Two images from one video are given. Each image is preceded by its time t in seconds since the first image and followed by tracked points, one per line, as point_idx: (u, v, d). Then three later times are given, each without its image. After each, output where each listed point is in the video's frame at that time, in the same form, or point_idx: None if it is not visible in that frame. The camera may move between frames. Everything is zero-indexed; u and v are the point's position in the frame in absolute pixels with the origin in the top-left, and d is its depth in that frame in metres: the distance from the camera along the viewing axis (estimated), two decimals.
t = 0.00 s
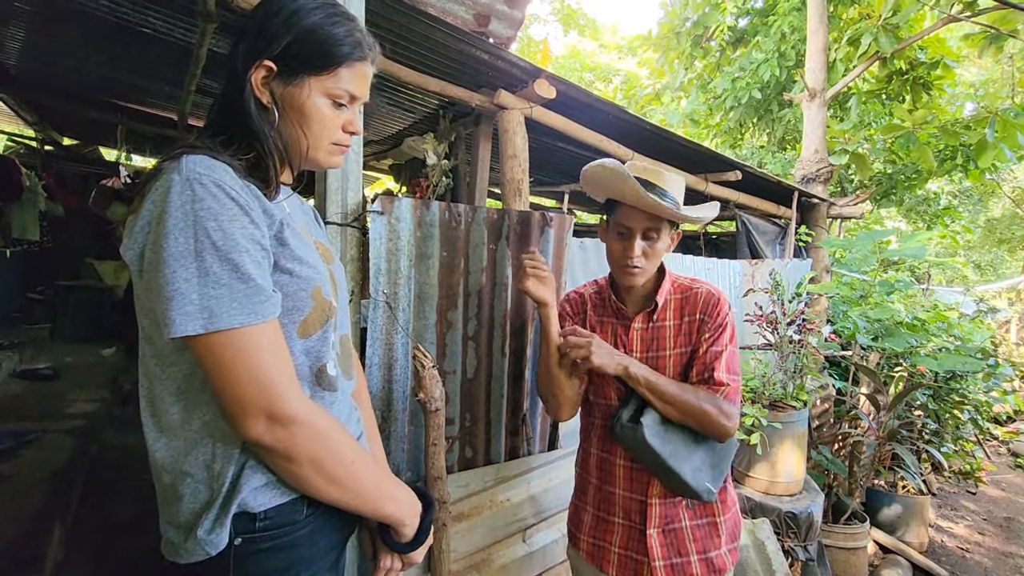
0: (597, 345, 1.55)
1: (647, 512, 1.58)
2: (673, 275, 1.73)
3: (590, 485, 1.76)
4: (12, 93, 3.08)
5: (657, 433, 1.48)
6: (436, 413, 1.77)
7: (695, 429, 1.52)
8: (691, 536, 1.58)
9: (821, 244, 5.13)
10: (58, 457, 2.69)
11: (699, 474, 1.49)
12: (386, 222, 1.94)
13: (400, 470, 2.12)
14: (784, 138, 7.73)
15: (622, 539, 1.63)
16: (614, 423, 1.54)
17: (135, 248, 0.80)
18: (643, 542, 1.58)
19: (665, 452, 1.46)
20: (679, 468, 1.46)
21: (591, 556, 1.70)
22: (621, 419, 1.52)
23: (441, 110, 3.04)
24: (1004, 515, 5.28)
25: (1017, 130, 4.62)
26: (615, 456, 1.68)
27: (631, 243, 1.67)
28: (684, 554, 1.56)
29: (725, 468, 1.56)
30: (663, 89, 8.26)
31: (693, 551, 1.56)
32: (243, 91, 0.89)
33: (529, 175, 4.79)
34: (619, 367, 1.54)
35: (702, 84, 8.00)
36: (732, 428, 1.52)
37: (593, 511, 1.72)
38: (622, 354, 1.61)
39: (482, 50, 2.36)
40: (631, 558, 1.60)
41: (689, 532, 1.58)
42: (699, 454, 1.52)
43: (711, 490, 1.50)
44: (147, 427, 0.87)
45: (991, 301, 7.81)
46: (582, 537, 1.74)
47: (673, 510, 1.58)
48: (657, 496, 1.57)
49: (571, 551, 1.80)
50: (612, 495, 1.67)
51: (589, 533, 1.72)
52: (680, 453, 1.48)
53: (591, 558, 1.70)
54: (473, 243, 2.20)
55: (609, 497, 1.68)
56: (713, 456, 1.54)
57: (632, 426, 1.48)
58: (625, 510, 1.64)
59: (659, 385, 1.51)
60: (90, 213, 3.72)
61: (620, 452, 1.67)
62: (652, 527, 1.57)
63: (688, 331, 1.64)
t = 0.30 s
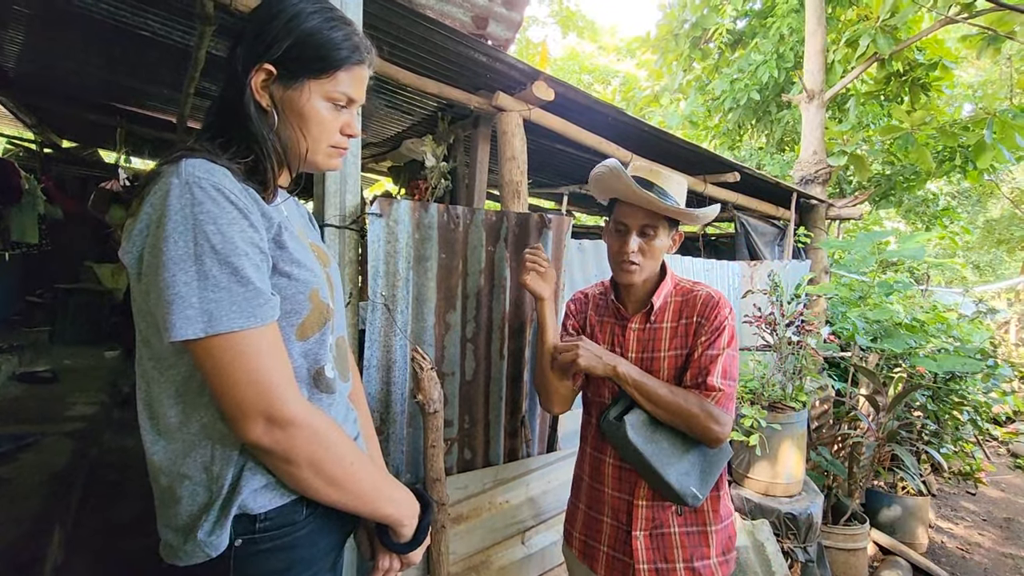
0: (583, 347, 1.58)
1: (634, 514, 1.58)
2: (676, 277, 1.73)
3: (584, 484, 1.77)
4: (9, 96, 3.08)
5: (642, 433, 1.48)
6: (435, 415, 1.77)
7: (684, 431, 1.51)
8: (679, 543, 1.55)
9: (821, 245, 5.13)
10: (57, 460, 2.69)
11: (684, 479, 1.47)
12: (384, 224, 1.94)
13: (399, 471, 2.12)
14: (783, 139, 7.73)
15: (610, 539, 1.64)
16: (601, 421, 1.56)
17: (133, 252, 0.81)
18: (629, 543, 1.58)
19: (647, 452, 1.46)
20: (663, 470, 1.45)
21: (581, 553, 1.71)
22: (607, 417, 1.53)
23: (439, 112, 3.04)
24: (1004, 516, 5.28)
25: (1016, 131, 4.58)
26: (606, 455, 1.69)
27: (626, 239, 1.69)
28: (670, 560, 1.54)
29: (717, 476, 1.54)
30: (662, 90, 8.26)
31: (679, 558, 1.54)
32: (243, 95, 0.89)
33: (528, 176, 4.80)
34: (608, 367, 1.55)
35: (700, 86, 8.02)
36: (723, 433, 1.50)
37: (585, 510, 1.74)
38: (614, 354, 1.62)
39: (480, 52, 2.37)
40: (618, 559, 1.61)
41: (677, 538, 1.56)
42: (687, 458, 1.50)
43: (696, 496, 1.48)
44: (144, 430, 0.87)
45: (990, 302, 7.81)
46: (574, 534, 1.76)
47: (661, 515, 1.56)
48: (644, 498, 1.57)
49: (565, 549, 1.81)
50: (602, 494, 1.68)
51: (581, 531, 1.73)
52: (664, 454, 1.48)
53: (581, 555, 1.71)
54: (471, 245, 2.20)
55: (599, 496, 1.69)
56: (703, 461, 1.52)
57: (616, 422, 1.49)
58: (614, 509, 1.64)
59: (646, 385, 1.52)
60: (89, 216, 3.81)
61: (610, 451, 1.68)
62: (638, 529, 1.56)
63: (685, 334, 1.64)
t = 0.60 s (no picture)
0: (589, 347, 1.57)
1: (645, 516, 1.58)
2: (668, 277, 1.73)
3: (590, 488, 1.76)
4: (9, 100, 3.09)
5: (649, 435, 1.49)
6: (433, 417, 1.77)
7: (691, 431, 1.51)
8: (691, 540, 1.57)
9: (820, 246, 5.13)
10: (56, 463, 2.69)
11: (694, 476, 1.48)
12: (383, 227, 1.95)
13: (398, 474, 2.12)
14: (783, 141, 7.74)
15: (621, 542, 1.63)
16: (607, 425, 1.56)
17: (132, 257, 0.81)
18: (641, 545, 1.58)
19: (655, 453, 1.47)
20: (673, 470, 1.46)
21: (591, 558, 1.70)
22: (613, 421, 1.53)
23: (438, 114, 3.04)
24: (1004, 517, 5.28)
25: (1013, 132, 4.65)
26: (613, 459, 1.68)
27: (643, 245, 1.64)
28: (682, 558, 1.56)
29: (724, 472, 1.54)
30: (661, 92, 8.28)
31: (691, 555, 1.55)
32: (241, 99, 0.90)
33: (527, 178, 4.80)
34: (613, 371, 1.54)
35: (699, 87, 8.03)
36: (729, 429, 1.50)
37: (592, 514, 1.73)
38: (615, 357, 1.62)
39: (478, 56, 2.37)
40: (630, 561, 1.61)
41: (688, 536, 1.57)
42: (695, 457, 1.51)
43: (706, 493, 1.49)
44: (140, 434, 0.88)
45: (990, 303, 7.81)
46: (582, 539, 1.75)
47: (671, 514, 1.57)
48: (654, 499, 1.57)
49: (573, 554, 1.81)
50: (610, 498, 1.68)
51: (590, 536, 1.72)
52: (673, 455, 1.48)
53: (592, 560, 1.71)
54: (469, 247, 2.20)
55: (607, 500, 1.69)
56: (710, 458, 1.53)
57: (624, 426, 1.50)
58: (623, 512, 1.64)
59: (650, 387, 1.52)
60: (89, 219, 3.80)
61: (616, 454, 1.67)
62: (649, 530, 1.57)
63: (682, 333, 1.64)
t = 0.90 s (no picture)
0: (615, 372, 1.54)
1: (674, 511, 1.60)
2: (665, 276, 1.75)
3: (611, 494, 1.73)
4: (17, 102, 3.12)
5: (686, 441, 1.49)
6: (435, 418, 1.78)
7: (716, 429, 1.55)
8: (714, 524, 1.64)
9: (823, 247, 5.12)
10: (60, 463, 2.70)
11: (723, 469, 1.54)
12: (384, 229, 1.96)
13: (400, 475, 2.13)
14: (786, 141, 7.73)
15: (649, 540, 1.63)
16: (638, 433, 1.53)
17: (131, 255, 0.82)
18: (673, 540, 1.60)
19: (695, 458, 1.48)
20: (708, 468, 1.50)
21: (619, 563, 1.68)
22: (645, 429, 1.52)
23: (440, 116, 3.05)
24: (1009, 518, 5.25)
25: (1017, 131, 4.67)
26: (637, 463, 1.67)
27: (667, 254, 1.61)
28: (709, 543, 1.62)
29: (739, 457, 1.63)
30: (664, 93, 8.28)
31: (716, 538, 1.63)
32: (246, 101, 0.91)
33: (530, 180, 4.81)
34: (640, 386, 1.54)
35: (702, 88, 8.03)
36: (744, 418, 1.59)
37: (617, 519, 1.70)
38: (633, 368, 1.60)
39: (480, 57, 2.38)
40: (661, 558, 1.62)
41: (711, 521, 1.64)
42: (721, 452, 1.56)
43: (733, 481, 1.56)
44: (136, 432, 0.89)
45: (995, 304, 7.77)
46: (606, 544, 1.71)
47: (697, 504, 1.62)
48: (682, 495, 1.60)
49: (593, 560, 1.77)
50: (636, 501, 1.66)
51: (614, 541, 1.69)
52: (707, 453, 1.51)
53: (619, 565, 1.68)
54: (471, 249, 2.21)
55: (632, 503, 1.67)
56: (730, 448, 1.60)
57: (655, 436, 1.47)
58: (651, 513, 1.64)
59: (678, 394, 1.53)
60: (95, 220, 3.78)
61: (641, 458, 1.66)
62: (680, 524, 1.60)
63: (690, 331, 1.67)
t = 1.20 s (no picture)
0: (657, 368, 1.51)
1: (697, 511, 1.62)
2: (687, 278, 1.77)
3: (634, 496, 1.70)
4: (28, 104, 3.16)
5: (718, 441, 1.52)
6: (441, 418, 1.78)
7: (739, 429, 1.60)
8: (730, 520, 1.69)
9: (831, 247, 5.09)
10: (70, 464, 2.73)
11: (746, 467, 1.58)
12: (391, 230, 1.97)
13: (407, 475, 2.13)
14: (793, 140, 7.69)
15: (672, 541, 1.62)
16: (670, 433, 1.53)
17: (151, 254, 0.82)
18: (697, 539, 1.61)
19: (726, 458, 1.51)
20: (736, 467, 1.53)
21: (642, 566, 1.65)
22: (676, 428, 1.53)
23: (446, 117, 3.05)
24: (1020, 521, 5.20)
25: None
26: (661, 464, 1.65)
27: (702, 257, 1.59)
28: (727, 539, 1.66)
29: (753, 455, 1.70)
30: (670, 92, 8.25)
31: (733, 534, 1.67)
32: (267, 102, 0.91)
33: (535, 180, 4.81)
34: (678, 385, 1.53)
35: (709, 87, 8.00)
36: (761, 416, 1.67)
37: (639, 521, 1.67)
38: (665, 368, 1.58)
39: (486, 57, 2.38)
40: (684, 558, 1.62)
41: (727, 517, 1.69)
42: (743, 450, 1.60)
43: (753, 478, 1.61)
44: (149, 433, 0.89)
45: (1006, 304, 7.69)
46: (628, 548, 1.68)
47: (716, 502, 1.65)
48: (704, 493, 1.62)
49: (612, 563, 1.74)
50: (660, 503, 1.64)
51: (637, 544, 1.66)
52: (733, 452, 1.54)
53: (642, 568, 1.65)
54: (477, 249, 2.21)
55: (656, 505, 1.65)
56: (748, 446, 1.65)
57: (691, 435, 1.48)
58: (674, 514, 1.63)
59: (709, 395, 1.55)
60: (105, 221, 3.79)
61: (666, 458, 1.65)
62: (702, 523, 1.61)
63: (713, 333, 1.71)
